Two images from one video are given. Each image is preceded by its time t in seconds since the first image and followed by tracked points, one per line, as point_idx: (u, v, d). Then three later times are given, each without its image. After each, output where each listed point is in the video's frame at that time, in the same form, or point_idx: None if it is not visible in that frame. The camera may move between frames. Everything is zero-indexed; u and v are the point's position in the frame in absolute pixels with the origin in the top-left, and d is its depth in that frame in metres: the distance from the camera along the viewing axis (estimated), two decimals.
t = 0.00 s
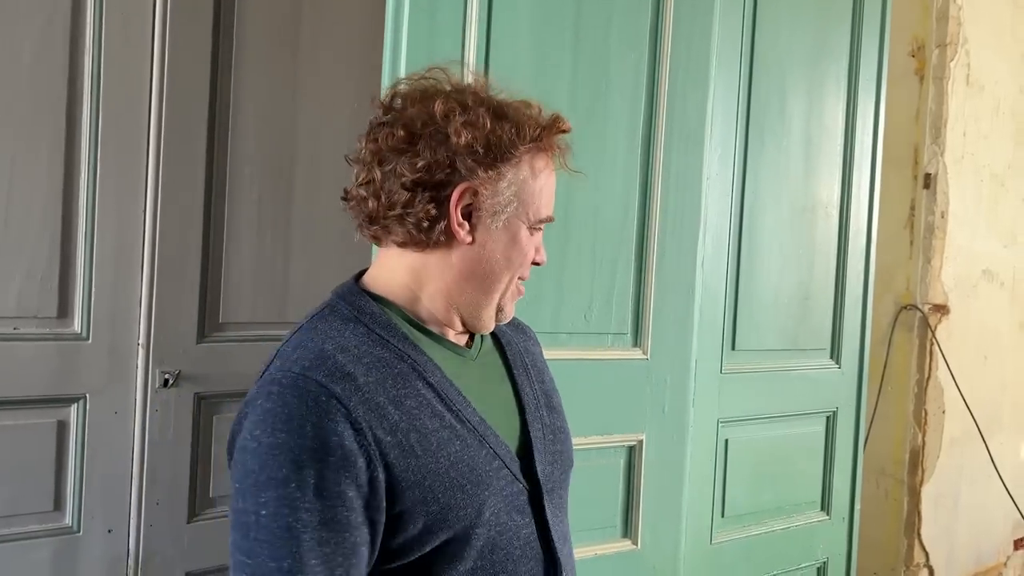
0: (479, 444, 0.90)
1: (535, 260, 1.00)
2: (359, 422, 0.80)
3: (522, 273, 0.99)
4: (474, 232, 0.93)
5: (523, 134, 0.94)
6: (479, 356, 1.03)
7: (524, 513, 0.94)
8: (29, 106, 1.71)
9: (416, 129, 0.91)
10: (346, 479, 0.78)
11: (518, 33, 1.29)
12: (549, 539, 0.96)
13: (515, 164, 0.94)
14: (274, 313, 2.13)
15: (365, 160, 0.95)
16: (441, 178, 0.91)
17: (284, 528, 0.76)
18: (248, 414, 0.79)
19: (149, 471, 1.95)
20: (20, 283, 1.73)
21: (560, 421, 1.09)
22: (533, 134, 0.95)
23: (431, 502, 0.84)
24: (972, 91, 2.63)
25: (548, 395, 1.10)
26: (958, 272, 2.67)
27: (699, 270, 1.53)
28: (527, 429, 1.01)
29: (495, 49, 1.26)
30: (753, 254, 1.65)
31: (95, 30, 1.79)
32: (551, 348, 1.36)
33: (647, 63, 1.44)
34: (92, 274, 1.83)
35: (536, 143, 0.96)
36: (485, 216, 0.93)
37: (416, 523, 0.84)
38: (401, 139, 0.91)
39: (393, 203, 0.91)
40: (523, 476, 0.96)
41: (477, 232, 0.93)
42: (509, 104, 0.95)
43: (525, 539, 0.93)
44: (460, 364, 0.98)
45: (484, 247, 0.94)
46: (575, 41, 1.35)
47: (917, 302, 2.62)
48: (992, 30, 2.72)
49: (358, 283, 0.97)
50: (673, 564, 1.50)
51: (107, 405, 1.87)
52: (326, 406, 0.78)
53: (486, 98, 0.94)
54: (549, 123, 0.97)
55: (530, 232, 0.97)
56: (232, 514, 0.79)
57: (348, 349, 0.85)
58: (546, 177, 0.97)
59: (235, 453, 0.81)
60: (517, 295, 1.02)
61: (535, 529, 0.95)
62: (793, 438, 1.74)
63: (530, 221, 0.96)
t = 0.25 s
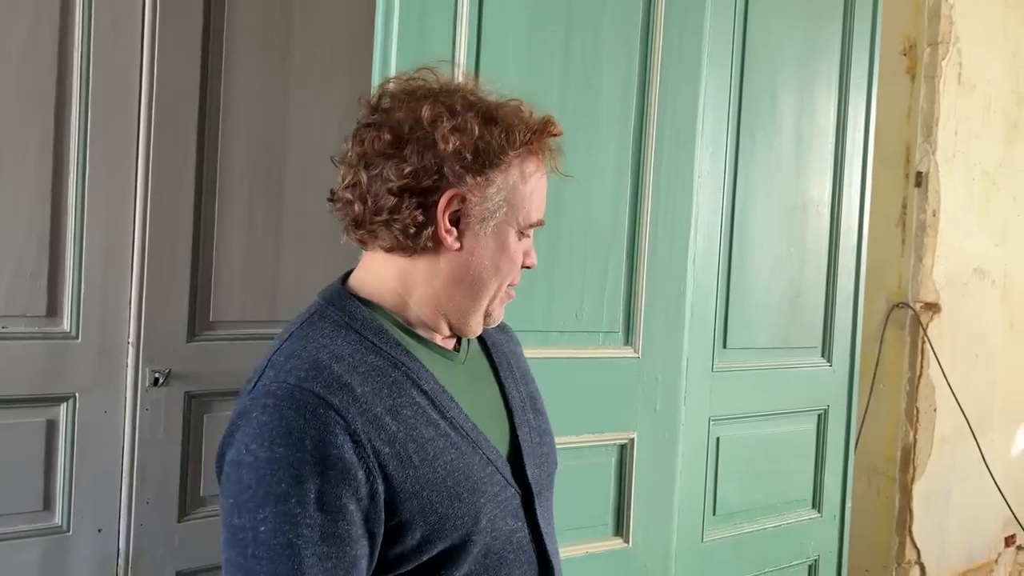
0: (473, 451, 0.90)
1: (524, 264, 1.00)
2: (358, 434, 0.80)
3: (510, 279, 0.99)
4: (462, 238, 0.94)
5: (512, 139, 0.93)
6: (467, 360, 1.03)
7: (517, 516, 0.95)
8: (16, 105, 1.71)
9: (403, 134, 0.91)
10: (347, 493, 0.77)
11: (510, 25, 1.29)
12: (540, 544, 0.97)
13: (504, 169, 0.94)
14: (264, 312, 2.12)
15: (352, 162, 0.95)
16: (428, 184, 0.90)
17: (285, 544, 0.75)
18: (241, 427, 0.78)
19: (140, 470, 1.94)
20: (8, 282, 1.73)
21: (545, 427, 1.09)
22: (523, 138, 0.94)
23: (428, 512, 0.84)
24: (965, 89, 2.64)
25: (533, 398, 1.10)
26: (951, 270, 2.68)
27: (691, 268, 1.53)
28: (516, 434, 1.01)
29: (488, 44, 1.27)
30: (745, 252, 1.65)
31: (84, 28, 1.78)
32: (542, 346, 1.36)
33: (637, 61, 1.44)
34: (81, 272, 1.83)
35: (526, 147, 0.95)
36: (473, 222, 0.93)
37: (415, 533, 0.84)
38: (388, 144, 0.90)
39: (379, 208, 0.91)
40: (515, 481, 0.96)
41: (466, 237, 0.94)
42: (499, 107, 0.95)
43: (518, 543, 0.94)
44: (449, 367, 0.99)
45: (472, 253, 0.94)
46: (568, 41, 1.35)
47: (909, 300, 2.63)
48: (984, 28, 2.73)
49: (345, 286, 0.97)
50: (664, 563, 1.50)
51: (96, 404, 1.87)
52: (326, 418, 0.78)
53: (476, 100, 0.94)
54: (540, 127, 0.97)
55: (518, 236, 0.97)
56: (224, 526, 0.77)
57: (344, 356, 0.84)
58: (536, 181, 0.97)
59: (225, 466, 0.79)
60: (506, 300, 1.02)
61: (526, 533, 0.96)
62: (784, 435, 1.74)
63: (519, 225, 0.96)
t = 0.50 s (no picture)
0: (454, 462, 0.91)
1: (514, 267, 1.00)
2: (338, 442, 0.80)
3: (500, 284, 0.98)
4: (451, 239, 0.93)
5: (506, 139, 0.93)
6: (450, 365, 1.03)
7: (494, 528, 0.95)
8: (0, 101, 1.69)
9: (395, 129, 0.91)
10: (321, 503, 0.78)
11: (499, 25, 1.29)
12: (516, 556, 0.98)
13: (496, 170, 0.93)
14: (253, 309, 2.12)
15: (343, 156, 0.95)
16: (417, 181, 0.90)
17: (255, 551, 0.76)
18: (219, 426, 0.78)
19: (127, 468, 1.93)
20: None
21: (526, 436, 1.09)
22: (517, 139, 0.94)
23: (405, 523, 0.85)
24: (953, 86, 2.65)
25: (515, 404, 1.10)
26: (939, 266, 2.70)
27: (679, 265, 1.53)
28: (497, 442, 1.01)
29: (477, 42, 1.26)
30: (733, 248, 1.66)
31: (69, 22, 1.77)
32: (531, 343, 1.36)
33: (627, 56, 1.44)
34: (67, 268, 1.81)
35: (520, 149, 0.95)
36: (463, 223, 0.93)
37: (389, 542, 0.85)
38: (379, 139, 0.90)
39: (368, 204, 0.91)
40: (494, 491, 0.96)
41: (454, 237, 0.93)
42: (494, 107, 0.94)
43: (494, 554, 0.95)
44: (431, 372, 0.99)
45: (461, 255, 0.94)
46: (554, 39, 1.35)
47: (898, 296, 2.64)
48: (972, 25, 2.74)
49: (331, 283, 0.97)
50: (653, 558, 1.50)
51: (83, 402, 1.86)
52: (307, 426, 0.78)
53: (471, 99, 0.94)
54: (535, 129, 0.96)
55: (509, 240, 0.96)
56: (192, 525, 0.78)
57: (330, 359, 0.84)
58: (529, 184, 0.96)
59: (199, 463, 0.80)
60: (495, 303, 1.01)
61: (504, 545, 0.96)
62: (772, 431, 1.75)
63: (509, 228, 0.96)
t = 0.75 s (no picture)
0: (427, 466, 0.92)
1: (503, 269, 0.99)
2: (305, 440, 0.81)
3: (487, 286, 0.98)
4: (437, 237, 0.92)
5: (496, 139, 0.92)
6: (431, 366, 1.03)
7: (467, 535, 0.96)
8: None
9: (385, 123, 0.90)
10: (285, 501, 0.79)
11: (481, 18, 1.28)
12: (488, 563, 0.98)
13: (487, 170, 0.92)
14: (236, 304, 2.11)
15: (332, 147, 0.93)
16: (405, 176, 0.89)
17: (215, 547, 0.76)
18: (186, 420, 0.80)
19: (109, 465, 1.92)
20: None
21: (507, 441, 1.09)
22: (508, 140, 0.93)
23: (371, 525, 0.86)
24: (937, 82, 2.66)
25: (498, 408, 1.10)
26: (923, 261, 2.71)
27: (664, 259, 1.54)
28: (475, 446, 1.02)
29: (460, 35, 1.26)
30: (718, 243, 1.66)
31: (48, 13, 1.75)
32: (517, 338, 1.35)
33: (611, 51, 1.44)
34: (47, 263, 1.79)
35: (511, 150, 0.94)
36: (450, 222, 0.92)
37: (355, 544, 0.86)
38: (368, 133, 0.89)
39: (353, 197, 0.90)
40: (468, 496, 0.97)
41: (441, 236, 0.92)
42: (487, 105, 0.93)
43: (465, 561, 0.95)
44: (411, 373, 0.99)
45: (446, 254, 0.93)
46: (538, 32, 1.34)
47: (882, 291, 2.66)
48: (956, 21, 2.75)
49: (315, 278, 0.96)
50: (638, 552, 1.51)
51: (64, 398, 1.84)
52: (273, 422, 0.80)
53: (464, 96, 0.93)
54: (527, 131, 0.95)
55: (497, 241, 0.95)
56: (156, 520, 0.79)
57: (302, 358, 0.86)
58: (521, 185, 0.95)
59: (166, 456, 0.81)
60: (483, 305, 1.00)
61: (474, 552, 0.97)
62: (757, 425, 1.75)
63: (497, 229, 0.95)
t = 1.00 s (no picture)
0: (403, 462, 0.91)
1: (481, 262, 0.99)
2: (278, 437, 0.81)
3: (465, 280, 0.97)
4: (415, 231, 0.92)
5: (475, 131, 0.91)
6: (409, 361, 1.02)
7: (443, 530, 0.95)
8: None
9: (362, 115, 0.89)
10: (259, 499, 0.79)
11: (464, 10, 1.27)
12: (465, 559, 0.98)
13: (466, 162, 0.92)
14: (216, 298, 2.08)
15: (307, 140, 0.93)
16: (382, 170, 0.89)
17: (189, 547, 0.76)
18: (158, 419, 0.79)
19: (88, 462, 1.90)
20: None
21: (488, 437, 1.08)
22: (487, 132, 0.92)
23: (347, 523, 0.85)
24: (917, 76, 2.68)
25: (477, 404, 1.09)
26: (904, 254, 2.74)
27: (647, 253, 1.54)
28: (453, 442, 1.01)
29: (442, 28, 1.25)
30: (701, 237, 1.66)
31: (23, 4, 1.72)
32: (499, 332, 1.35)
33: (594, 44, 1.44)
34: (23, 258, 1.77)
35: (490, 142, 0.93)
36: (428, 215, 0.91)
37: (331, 542, 0.86)
38: (344, 125, 0.89)
39: (330, 191, 0.89)
40: (445, 492, 0.96)
41: (418, 230, 0.92)
42: (465, 97, 0.93)
43: (443, 558, 0.95)
44: (388, 368, 0.98)
45: (424, 248, 0.92)
46: (521, 24, 1.34)
47: (863, 284, 2.68)
48: (937, 16, 2.77)
49: (290, 274, 0.96)
50: (622, 545, 1.51)
51: (42, 394, 1.82)
52: (245, 420, 0.79)
53: (441, 88, 0.92)
54: (506, 122, 0.95)
55: (475, 234, 0.95)
56: (129, 522, 0.79)
57: (275, 355, 0.85)
58: (499, 177, 0.95)
59: (138, 457, 0.80)
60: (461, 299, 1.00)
61: (452, 549, 0.97)
62: (740, 417, 1.76)
63: (475, 222, 0.94)
